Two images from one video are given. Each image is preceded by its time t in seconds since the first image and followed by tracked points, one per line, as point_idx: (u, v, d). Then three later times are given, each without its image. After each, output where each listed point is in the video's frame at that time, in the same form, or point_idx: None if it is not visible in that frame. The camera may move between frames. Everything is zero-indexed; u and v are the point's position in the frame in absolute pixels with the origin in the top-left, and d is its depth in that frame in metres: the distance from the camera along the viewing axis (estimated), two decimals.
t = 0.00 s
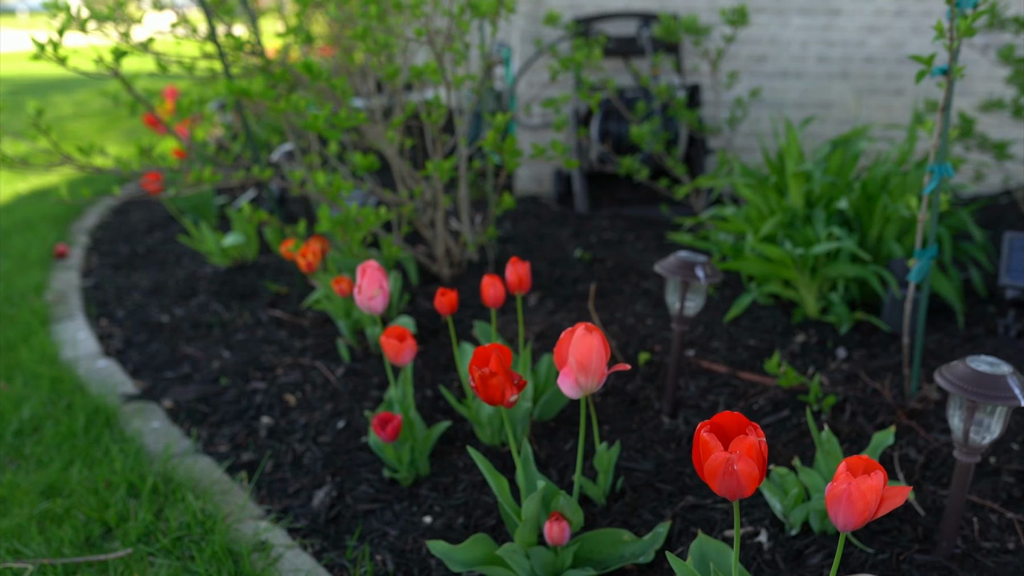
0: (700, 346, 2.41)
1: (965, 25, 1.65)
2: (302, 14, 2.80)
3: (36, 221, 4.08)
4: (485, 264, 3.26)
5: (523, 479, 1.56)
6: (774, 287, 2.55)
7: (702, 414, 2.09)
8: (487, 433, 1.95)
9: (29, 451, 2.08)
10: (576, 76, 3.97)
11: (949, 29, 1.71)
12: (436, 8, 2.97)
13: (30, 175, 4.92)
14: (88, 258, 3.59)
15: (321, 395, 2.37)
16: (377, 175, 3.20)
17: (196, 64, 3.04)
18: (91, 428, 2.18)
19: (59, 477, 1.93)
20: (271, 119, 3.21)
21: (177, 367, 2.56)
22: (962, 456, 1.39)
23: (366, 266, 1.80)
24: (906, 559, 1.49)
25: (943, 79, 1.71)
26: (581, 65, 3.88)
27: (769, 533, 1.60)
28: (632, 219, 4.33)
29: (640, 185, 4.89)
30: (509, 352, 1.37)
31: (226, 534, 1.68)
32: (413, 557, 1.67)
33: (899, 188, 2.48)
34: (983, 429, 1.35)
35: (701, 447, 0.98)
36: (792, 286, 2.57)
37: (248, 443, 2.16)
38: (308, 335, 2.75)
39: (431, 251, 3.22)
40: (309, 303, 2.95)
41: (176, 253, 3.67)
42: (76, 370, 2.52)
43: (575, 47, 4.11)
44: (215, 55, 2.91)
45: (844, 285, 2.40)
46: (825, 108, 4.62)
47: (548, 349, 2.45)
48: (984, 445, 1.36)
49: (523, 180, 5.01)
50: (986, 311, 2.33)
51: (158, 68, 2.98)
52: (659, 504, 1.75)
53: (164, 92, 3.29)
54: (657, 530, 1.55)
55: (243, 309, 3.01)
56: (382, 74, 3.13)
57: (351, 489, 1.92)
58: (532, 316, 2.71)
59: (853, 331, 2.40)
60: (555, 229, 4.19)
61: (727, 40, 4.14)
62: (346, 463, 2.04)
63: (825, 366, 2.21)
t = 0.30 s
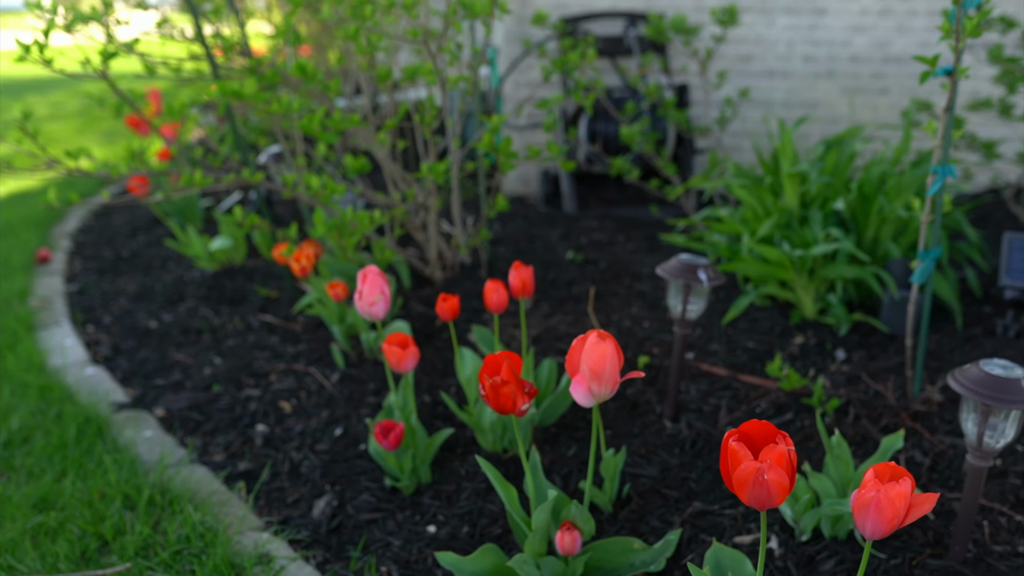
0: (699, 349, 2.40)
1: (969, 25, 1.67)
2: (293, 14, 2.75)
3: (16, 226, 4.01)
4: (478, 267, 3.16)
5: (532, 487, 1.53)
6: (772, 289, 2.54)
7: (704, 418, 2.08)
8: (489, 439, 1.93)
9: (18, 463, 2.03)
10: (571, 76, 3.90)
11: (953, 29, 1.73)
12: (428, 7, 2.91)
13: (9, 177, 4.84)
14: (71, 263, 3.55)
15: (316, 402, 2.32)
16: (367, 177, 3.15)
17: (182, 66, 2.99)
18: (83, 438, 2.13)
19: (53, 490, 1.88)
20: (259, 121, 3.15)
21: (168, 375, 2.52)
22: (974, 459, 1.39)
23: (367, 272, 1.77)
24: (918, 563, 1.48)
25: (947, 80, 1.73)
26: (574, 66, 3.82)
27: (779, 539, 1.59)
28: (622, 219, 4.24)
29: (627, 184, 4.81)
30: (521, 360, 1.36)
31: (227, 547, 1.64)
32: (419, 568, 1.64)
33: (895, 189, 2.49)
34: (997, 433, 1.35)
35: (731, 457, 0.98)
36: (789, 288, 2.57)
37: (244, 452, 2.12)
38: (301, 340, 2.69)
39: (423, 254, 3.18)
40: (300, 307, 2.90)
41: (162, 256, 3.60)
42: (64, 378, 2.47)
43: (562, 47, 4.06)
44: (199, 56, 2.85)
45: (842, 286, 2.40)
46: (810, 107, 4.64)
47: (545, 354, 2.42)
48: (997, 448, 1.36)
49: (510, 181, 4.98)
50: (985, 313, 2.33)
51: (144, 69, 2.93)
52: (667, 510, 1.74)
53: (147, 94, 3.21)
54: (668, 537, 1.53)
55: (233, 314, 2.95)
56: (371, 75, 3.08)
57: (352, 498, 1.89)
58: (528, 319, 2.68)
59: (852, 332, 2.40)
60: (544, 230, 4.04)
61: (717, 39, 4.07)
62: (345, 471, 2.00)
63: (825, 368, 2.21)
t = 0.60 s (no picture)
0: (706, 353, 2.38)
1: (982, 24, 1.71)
2: (290, 14, 2.70)
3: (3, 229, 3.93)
4: (478, 270, 3.07)
5: (549, 497, 1.51)
6: (778, 291, 2.52)
7: (714, 423, 2.05)
8: (499, 447, 1.90)
9: (15, 473, 1.98)
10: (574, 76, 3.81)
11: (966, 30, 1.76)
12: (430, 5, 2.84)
13: None
14: (62, 267, 3.49)
15: (319, 408, 2.28)
16: (364, 178, 3.10)
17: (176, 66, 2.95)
18: (81, 447, 2.08)
19: (52, 502, 1.83)
20: (254, 122, 3.10)
21: (165, 382, 2.47)
22: (998, 466, 1.37)
23: (375, 276, 1.73)
24: (940, 571, 1.47)
25: (961, 79, 1.75)
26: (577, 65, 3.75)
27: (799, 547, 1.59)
28: (619, 220, 4.14)
29: (622, 185, 4.69)
30: (541, 368, 1.34)
31: (234, 561, 1.60)
32: None
33: (900, 190, 2.49)
34: (1022, 440, 1.32)
35: (767, 471, 0.96)
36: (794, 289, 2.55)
37: (246, 460, 2.08)
38: (300, 345, 2.64)
39: (422, 257, 3.13)
40: (298, 311, 2.84)
41: (154, 259, 3.54)
42: (59, 385, 2.42)
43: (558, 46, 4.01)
44: (191, 55, 2.80)
45: (849, 288, 2.39)
46: (805, 107, 4.64)
47: (550, 358, 2.39)
48: (1022, 455, 1.34)
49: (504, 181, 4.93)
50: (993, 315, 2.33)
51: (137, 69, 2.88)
52: (682, 518, 1.72)
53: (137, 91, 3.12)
54: (685, 547, 1.50)
55: (229, 318, 2.89)
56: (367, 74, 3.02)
57: (359, 508, 1.85)
58: (532, 323, 2.65)
59: (859, 334, 2.39)
60: (541, 232, 3.93)
61: (715, 38, 3.98)
62: (351, 480, 1.96)
63: (835, 371, 2.20)
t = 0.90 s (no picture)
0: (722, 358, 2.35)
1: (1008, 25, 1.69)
2: (294, 15, 2.64)
3: None
4: (485, 273, 3.02)
5: (575, 511, 1.48)
6: (791, 295, 2.49)
7: (733, 431, 2.02)
8: (515, 456, 1.86)
9: (18, 485, 1.92)
10: (583, 76, 3.76)
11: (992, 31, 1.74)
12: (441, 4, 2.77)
13: None
14: (59, 271, 3.44)
15: (328, 416, 2.23)
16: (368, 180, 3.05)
17: (176, 68, 2.91)
18: (85, 458, 2.03)
19: (57, 515, 1.78)
20: (255, 123, 3.04)
21: (169, 389, 2.42)
22: None
23: (390, 283, 1.69)
24: None
25: (986, 80, 1.73)
26: (585, 65, 3.70)
27: (827, 560, 1.58)
28: (622, 222, 4.10)
29: (623, 184, 4.65)
30: (568, 380, 1.30)
31: None
32: None
33: (915, 192, 2.46)
34: None
35: (818, 492, 0.93)
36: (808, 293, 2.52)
37: (255, 470, 2.03)
38: (306, 351, 2.59)
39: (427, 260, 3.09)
40: (303, 316, 2.79)
41: (153, 263, 3.48)
42: (60, 393, 2.37)
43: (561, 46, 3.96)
44: (193, 55, 2.75)
45: (865, 292, 2.37)
46: (808, 107, 4.62)
47: (563, 364, 2.34)
48: None
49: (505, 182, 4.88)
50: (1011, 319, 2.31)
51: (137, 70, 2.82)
52: (705, 530, 1.68)
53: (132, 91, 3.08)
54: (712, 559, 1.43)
55: (232, 323, 2.84)
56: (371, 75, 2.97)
57: (374, 520, 1.81)
58: (543, 327, 2.61)
59: (875, 339, 2.36)
60: (545, 233, 3.86)
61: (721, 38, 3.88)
62: (364, 491, 1.92)
63: (853, 377, 2.18)
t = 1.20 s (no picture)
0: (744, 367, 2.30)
1: None
2: (305, 17, 2.58)
3: None
4: (496, 277, 2.97)
5: (609, 529, 1.43)
6: (813, 300, 2.45)
7: (760, 441, 1.98)
8: (538, 469, 1.82)
9: (26, 500, 1.87)
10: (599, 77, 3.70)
11: None
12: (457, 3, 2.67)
13: None
14: (61, 276, 3.37)
15: (342, 426, 2.18)
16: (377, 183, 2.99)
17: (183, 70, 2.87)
18: (95, 471, 1.97)
19: (69, 532, 1.73)
20: (262, 125, 2.99)
21: (178, 399, 2.36)
22: None
23: (412, 292, 1.63)
24: None
25: None
26: (601, 66, 3.64)
27: None
28: (631, 224, 4.05)
29: (631, 185, 4.59)
30: (607, 395, 1.26)
31: None
32: None
33: (939, 196, 2.42)
34: None
35: (888, 516, 0.90)
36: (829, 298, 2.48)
37: (270, 483, 1.98)
38: (317, 358, 2.53)
39: (438, 264, 3.03)
40: (312, 323, 2.73)
41: (157, 267, 3.42)
42: (66, 403, 2.31)
43: (569, 46, 3.90)
44: (199, 57, 2.69)
45: (890, 298, 2.33)
46: (817, 107, 4.57)
47: (582, 372, 2.29)
48: None
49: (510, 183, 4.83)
50: None
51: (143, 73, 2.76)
52: (738, 546, 1.64)
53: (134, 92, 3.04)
54: None
55: (239, 330, 2.78)
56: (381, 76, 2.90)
57: (395, 535, 1.76)
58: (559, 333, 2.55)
59: (900, 345, 2.32)
60: (554, 236, 3.81)
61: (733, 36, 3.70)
62: (383, 505, 1.87)
63: (880, 385, 2.13)
